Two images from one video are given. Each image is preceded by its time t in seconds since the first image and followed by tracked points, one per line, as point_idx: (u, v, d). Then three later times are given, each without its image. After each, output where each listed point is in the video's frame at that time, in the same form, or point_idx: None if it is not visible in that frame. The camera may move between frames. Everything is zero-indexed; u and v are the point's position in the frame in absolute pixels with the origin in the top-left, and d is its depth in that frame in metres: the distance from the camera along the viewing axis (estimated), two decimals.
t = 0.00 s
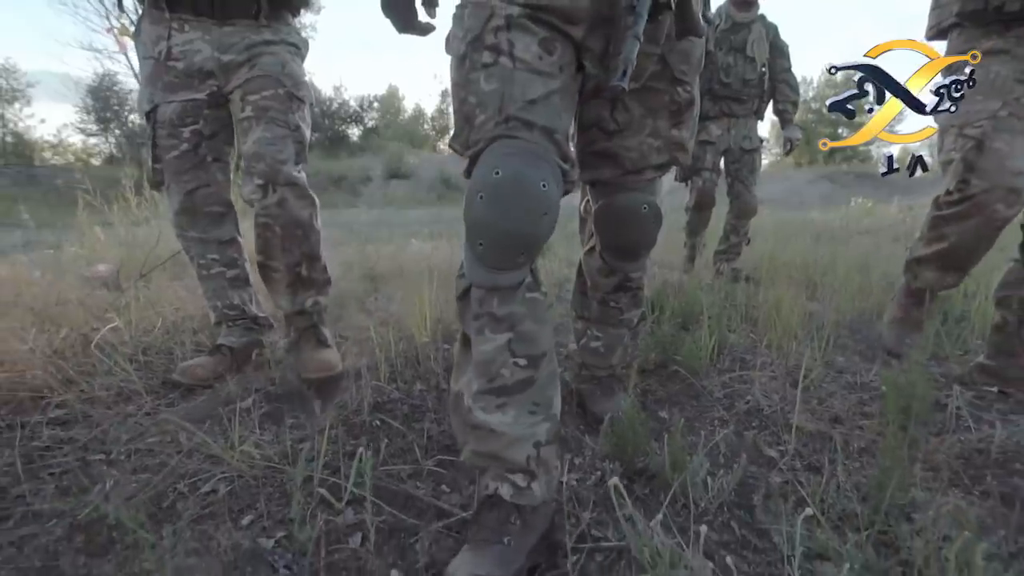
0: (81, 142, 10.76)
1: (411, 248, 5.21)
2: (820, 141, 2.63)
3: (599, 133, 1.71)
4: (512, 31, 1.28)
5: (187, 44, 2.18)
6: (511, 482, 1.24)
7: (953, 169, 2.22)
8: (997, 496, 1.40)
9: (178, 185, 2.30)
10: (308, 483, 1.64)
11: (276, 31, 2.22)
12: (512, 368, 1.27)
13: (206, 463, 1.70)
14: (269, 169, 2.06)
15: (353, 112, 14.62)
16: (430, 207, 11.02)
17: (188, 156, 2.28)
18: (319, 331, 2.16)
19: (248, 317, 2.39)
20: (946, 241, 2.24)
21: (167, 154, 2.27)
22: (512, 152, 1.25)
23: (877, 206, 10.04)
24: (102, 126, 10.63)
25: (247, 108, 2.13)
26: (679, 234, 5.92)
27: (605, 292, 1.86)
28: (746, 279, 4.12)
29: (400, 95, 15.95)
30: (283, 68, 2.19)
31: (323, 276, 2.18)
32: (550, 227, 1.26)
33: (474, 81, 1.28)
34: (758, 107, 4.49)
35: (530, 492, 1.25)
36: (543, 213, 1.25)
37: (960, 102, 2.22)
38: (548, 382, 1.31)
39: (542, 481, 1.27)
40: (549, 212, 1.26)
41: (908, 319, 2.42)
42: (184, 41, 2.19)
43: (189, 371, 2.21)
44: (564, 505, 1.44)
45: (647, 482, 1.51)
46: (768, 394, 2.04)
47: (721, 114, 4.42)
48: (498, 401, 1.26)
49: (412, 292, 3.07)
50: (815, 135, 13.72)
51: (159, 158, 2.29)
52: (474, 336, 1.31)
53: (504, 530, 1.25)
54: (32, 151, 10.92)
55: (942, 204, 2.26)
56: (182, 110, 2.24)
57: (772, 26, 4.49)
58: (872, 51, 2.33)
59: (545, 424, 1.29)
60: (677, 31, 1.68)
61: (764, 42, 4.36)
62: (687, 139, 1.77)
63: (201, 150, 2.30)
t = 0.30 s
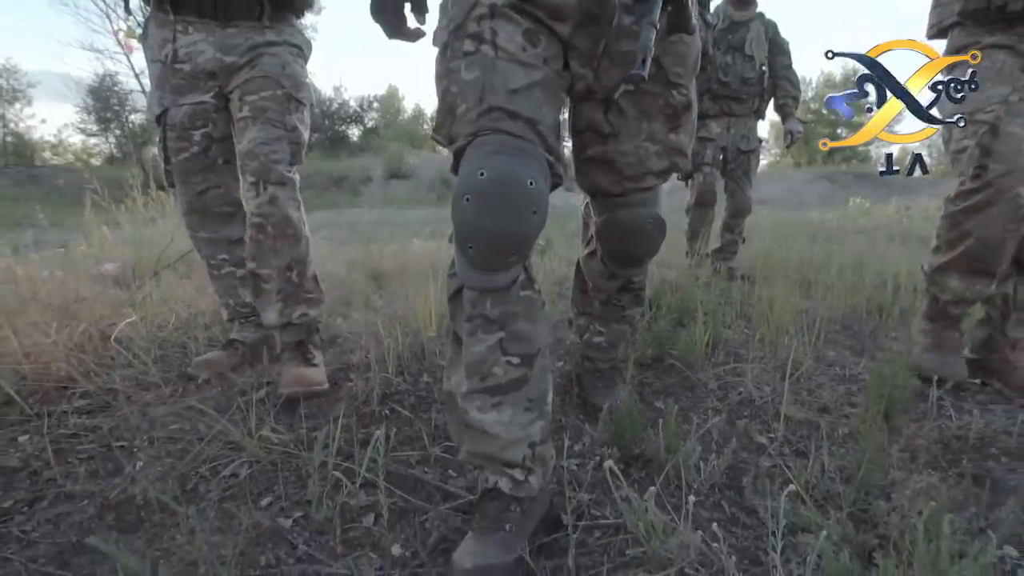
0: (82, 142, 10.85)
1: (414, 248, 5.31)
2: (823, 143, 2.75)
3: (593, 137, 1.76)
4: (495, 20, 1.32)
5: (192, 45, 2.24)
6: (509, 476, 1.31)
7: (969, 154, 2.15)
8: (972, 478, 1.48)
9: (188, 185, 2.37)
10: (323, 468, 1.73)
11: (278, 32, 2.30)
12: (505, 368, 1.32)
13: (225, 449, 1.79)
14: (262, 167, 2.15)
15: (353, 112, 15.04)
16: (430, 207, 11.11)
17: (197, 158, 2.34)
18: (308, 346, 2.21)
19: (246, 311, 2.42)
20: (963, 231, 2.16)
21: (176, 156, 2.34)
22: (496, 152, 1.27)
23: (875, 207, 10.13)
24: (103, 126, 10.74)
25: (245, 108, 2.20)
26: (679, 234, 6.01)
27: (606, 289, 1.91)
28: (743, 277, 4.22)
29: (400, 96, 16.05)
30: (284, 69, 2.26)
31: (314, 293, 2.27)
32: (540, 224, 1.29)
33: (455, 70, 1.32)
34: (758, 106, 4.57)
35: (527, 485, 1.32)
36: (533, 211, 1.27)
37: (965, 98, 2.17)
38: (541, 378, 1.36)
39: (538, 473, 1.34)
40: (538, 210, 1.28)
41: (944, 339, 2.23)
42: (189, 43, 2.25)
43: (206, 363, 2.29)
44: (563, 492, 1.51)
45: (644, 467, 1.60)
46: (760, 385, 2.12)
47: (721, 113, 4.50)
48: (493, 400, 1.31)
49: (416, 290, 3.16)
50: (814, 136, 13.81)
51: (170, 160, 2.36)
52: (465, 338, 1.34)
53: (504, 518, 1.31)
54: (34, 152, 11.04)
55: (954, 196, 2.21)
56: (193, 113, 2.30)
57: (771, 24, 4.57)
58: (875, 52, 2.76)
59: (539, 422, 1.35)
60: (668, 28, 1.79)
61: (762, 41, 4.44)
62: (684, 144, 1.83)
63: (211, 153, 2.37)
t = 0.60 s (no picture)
0: (84, 142, 10.94)
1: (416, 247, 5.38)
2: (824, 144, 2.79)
3: (596, 139, 1.64)
4: (478, 20, 1.40)
5: (194, 49, 2.28)
6: (509, 462, 1.40)
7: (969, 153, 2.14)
8: (950, 463, 1.55)
9: (196, 187, 2.43)
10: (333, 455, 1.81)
11: (280, 35, 2.33)
12: (505, 365, 1.40)
13: (240, 437, 1.87)
14: (258, 174, 2.21)
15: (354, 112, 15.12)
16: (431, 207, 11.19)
17: (204, 160, 2.40)
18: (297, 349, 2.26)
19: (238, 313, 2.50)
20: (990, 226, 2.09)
21: (184, 159, 2.40)
22: (486, 159, 1.36)
23: (874, 207, 10.18)
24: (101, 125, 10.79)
25: (243, 116, 2.26)
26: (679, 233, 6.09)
27: (612, 288, 1.87)
28: (740, 275, 4.30)
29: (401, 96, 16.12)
30: (282, 75, 2.30)
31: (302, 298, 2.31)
32: (531, 227, 1.38)
33: (440, 68, 1.41)
34: (758, 106, 4.62)
35: (526, 469, 1.40)
36: (524, 215, 1.37)
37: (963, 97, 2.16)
38: (538, 372, 1.44)
39: (536, 458, 1.42)
40: (529, 213, 1.37)
41: (982, 359, 2.12)
42: (192, 46, 2.28)
43: (214, 358, 2.33)
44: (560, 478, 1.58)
45: (640, 454, 1.68)
46: (752, 377, 2.22)
47: (721, 114, 4.57)
48: (492, 394, 1.39)
49: (421, 287, 3.24)
50: (813, 135, 13.88)
51: (177, 162, 2.43)
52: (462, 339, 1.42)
53: (506, 498, 1.39)
54: (34, 152, 11.12)
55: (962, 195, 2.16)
56: (199, 117, 2.35)
57: (768, 23, 4.63)
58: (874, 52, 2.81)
59: (536, 414, 1.43)
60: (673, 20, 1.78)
61: (759, 40, 4.50)
62: (689, 139, 1.71)
63: (217, 156, 2.42)
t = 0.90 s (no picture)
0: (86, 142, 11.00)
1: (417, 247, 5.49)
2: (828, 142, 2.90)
3: (604, 128, 1.57)
4: (471, 32, 1.49)
5: (197, 56, 2.35)
6: (508, 446, 1.49)
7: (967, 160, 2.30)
8: (927, 448, 1.65)
9: (204, 190, 2.50)
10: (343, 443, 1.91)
11: (281, 41, 2.40)
12: (500, 357, 1.50)
13: (254, 426, 1.97)
14: (259, 184, 2.29)
15: (353, 113, 15.05)
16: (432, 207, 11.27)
17: (210, 164, 2.46)
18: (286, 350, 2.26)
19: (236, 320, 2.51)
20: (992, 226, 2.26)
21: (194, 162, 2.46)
22: (479, 166, 1.44)
23: (872, 207, 10.26)
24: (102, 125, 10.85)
25: (243, 128, 2.33)
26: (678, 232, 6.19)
27: (614, 289, 1.86)
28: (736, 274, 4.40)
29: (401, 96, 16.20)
30: (281, 84, 2.36)
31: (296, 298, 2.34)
32: (523, 230, 1.47)
33: (434, 78, 1.50)
34: (756, 108, 4.70)
35: (524, 453, 1.49)
36: (515, 220, 1.45)
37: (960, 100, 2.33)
38: (534, 362, 1.54)
39: (534, 443, 1.51)
40: (521, 217, 1.46)
41: None
42: (195, 52, 2.36)
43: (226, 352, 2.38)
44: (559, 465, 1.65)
45: (634, 441, 1.77)
46: (743, 370, 2.30)
47: (719, 117, 4.66)
48: (489, 385, 1.49)
49: (424, 285, 3.33)
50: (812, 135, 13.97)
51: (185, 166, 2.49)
52: (461, 334, 1.52)
53: (506, 479, 1.47)
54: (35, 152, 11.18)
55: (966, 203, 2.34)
56: (204, 123, 2.43)
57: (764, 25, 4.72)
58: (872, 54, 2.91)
59: (532, 402, 1.52)
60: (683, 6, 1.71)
61: (754, 42, 4.59)
62: (701, 125, 1.64)
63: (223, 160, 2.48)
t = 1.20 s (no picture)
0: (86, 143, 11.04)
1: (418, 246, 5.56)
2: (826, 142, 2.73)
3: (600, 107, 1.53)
4: (466, 41, 1.54)
5: (199, 61, 2.28)
6: (510, 434, 1.57)
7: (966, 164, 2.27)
8: (906, 436, 1.74)
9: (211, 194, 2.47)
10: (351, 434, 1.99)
11: (281, 46, 2.31)
12: (501, 350, 1.58)
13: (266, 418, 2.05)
14: (258, 195, 2.17)
15: (353, 111, 15.31)
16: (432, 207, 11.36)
17: (213, 170, 2.40)
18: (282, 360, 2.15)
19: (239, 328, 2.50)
20: (1003, 225, 2.22)
21: (199, 168, 2.41)
22: (477, 170, 1.51)
23: (868, 206, 10.36)
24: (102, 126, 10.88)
25: (244, 136, 2.22)
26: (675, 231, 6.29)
27: (610, 288, 1.68)
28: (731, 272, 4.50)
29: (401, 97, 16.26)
30: (282, 92, 2.28)
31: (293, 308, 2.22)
32: (521, 230, 1.54)
33: (433, 87, 1.56)
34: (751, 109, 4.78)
35: (525, 441, 1.57)
36: (515, 220, 1.52)
37: (959, 103, 2.28)
38: (534, 355, 1.62)
39: (535, 431, 1.60)
40: (519, 217, 1.53)
41: None
42: (197, 58, 2.29)
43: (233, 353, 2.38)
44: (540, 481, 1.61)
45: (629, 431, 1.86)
46: (736, 364, 2.39)
47: (716, 119, 4.74)
48: (491, 377, 1.57)
49: (427, 283, 3.42)
50: (810, 136, 14.07)
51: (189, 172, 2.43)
52: (464, 329, 1.61)
53: (507, 465, 1.55)
54: (35, 153, 11.23)
55: (966, 206, 2.31)
56: (209, 128, 2.37)
57: (758, 27, 4.79)
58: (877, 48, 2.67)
59: (531, 393, 1.60)
60: None
61: (749, 45, 4.69)
62: (697, 108, 1.59)
63: (228, 165, 2.42)
